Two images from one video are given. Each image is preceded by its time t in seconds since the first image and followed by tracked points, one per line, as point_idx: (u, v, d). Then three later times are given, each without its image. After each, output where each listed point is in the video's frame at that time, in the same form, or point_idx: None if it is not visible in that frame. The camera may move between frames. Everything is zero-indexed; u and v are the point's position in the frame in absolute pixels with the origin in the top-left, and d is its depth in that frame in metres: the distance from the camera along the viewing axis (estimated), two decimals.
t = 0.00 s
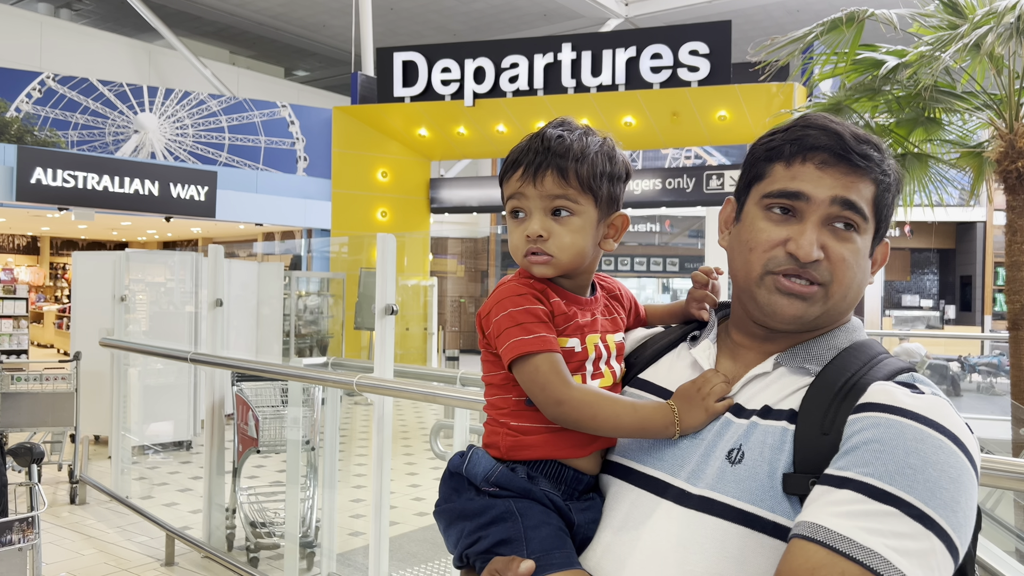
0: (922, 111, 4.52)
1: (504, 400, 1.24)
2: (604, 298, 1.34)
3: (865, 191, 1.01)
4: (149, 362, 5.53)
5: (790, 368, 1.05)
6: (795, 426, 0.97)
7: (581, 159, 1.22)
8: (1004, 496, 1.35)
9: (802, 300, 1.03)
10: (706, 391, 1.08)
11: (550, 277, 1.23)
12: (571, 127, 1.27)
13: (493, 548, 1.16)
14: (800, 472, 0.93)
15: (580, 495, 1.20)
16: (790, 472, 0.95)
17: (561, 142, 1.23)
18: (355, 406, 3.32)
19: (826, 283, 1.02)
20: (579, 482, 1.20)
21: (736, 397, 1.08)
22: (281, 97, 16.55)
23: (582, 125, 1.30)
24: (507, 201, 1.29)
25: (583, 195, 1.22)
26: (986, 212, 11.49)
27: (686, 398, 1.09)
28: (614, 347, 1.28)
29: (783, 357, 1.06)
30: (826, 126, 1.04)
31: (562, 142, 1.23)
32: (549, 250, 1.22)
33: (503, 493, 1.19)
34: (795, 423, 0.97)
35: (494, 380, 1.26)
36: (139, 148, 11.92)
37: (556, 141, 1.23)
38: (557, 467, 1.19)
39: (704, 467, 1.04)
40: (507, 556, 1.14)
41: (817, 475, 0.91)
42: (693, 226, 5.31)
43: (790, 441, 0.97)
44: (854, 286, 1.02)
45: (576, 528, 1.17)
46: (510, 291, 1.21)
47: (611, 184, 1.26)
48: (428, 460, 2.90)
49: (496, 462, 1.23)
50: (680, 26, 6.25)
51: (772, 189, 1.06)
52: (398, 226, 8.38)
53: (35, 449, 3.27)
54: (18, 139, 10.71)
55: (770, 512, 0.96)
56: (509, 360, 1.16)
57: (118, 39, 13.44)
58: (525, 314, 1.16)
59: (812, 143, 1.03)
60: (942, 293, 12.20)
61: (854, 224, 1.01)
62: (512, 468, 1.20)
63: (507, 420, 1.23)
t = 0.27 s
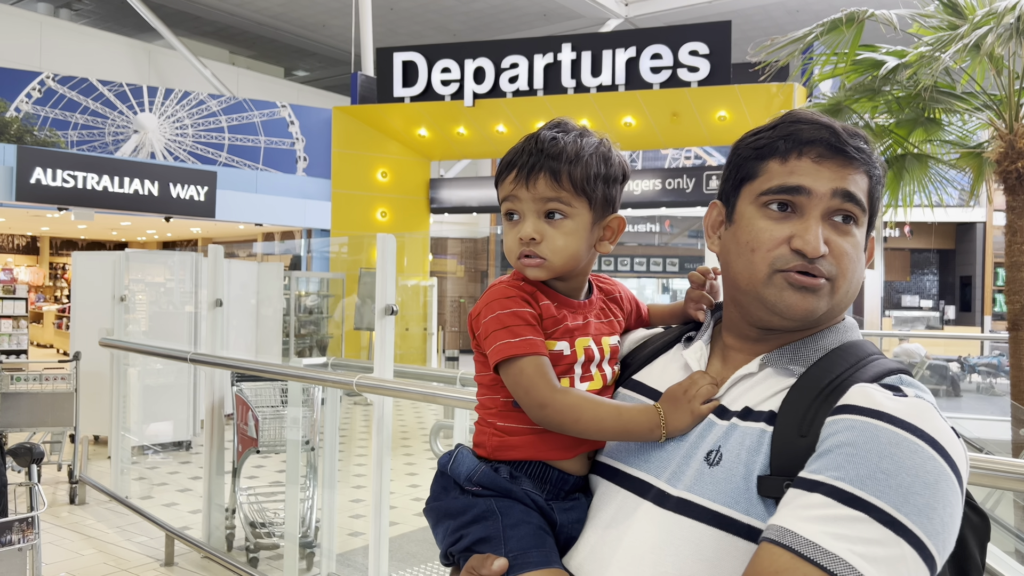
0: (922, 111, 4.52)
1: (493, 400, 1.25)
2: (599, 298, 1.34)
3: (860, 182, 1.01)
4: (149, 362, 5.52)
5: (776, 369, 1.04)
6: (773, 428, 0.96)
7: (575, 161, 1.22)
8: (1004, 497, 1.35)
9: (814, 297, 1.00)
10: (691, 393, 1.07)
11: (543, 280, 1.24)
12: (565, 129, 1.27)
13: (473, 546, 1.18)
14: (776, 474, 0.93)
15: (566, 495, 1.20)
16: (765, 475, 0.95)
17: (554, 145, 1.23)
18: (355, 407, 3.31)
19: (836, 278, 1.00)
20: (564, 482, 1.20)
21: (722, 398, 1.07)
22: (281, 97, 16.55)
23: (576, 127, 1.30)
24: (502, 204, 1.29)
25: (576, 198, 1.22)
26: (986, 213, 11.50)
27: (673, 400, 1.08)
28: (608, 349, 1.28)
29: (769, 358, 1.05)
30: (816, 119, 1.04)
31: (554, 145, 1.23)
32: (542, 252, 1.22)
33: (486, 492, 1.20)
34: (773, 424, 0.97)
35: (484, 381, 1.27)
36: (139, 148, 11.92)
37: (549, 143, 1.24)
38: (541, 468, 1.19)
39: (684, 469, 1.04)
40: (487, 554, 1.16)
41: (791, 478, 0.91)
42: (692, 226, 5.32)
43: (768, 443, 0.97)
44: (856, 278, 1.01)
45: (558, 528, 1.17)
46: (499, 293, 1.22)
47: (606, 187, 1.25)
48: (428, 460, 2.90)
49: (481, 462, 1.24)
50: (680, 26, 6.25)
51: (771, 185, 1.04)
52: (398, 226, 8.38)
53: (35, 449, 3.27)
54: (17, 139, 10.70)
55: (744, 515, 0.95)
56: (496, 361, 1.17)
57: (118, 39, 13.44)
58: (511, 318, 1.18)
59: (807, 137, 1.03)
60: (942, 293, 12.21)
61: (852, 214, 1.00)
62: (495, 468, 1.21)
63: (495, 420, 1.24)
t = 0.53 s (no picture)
0: (922, 112, 4.52)
1: (491, 402, 1.26)
2: (598, 301, 1.34)
3: (852, 177, 1.01)
4: (149, 362, 5.52)
5: (765, 369, 1.04)
6: (752, 428, 0.96)
7: (570, 166, 1.23)
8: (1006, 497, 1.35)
9: (799, 293, 1.00)
10: (680, 395, 1.07)
11: (538, 283, 1.24)
12: (561, 135, 1.28)
13: (468, 544, 1.20)
14: (754, 475, 0.92)
15: (563, 496, 1.20)
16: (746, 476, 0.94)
17: (549, 151, 1.24)
18: (356, 407, 3.32)
19: (823, 276, 0.99)
20: (562, 484, 1.20)
21: (712, 400, 1.07)
22: (281, 98, 16.55)
23: (573, 133, 1.31)
24: (500, 210, 1.30)
25: (571, 202, 1.23)
26: (986, 214, 11.50)
27: (664, 401, 1.08)
28: (606, 352, 1.28)
29: (758, 358, 1.05)
30: (808, 115, 1.04)
31: (550, 149, 1.24)
32: (537, 256, 1.23)
33: (482, 493, 1.22)
34: (752, 425, 0.97)
35: (482, 385, 1.28)
36: (139, 148, 11.92)
37: (545, 148, 1.25)
38: (537, 469, 1.19)
39: (671, 470, 1.04)
40: (480, 552, 1.17)
41: (766, 477, 0.91)
42: (692, 227, 5.33)
43: (747, 443, 0.97)
44: (848, 277, 1.00)
45: (553, 529, 1.17)
46: (493, 299, 1.24)
47: (602, 191, 1.25)
48: (428, 461, 2.90)
49: (479, 462, 1.26)
50: (680, 27, 6.25)
51: (759, 181, 1.05)
52: (398, 227, 8.38)
53: (36, 449, 3.26)
54: (18, 140, 10.70)
55: (723, 515, 0.95)
56: (490, 365, 1.19)
57: (119, 40, 13.45)
58: (502, 322, 1.19)
59: (796, 133, 1.03)
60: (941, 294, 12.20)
61: (844, 213, 1.00)
62: (492, 469, 1.22)
63: (493, 422, 1.25)
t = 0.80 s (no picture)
0: (922, 114, 4.53)
1: (502, 406, 1.27)
2: (608, 304, 1.33)
3: (842, 170, 1.00)
4: (150, 363, 5.53)
5: (765, 369, 1.03)
6: (745, 429, 0.96)
7: (571, 171, 1.23)
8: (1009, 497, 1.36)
9: (781, 284, 1.01)
10: (681, 396, 1.07)
11: (543, 287, 1.25)
12: (565, 140, 1.29)
13: (476, 544, 1.20)
14: (744, 477, 0.92)
15: (572, 498, 1.20)
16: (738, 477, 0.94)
17: (551, 156, 1.25)
18: (356, 409, 3.32)
19: (805, 269, 1.00)
20: (570, 486, 1.19)
21: (712, 402, 1.06)
22: (282, 100, 16.56)
23: (578, 138, 1.32)
24: (506, 215, 1.31)
25: (573, 206, 1.23)
26: (987, 216, 11.50)
27: (666, 403, 1.08)
28: (614, 354, 1.27)
29: (757, 359, 1.04)
30: (799, 108, 1.05)
31: (553, 154, 1.25)
32: (541, 259, 1.23)
33: (490, 494, 1.22)
34: (743, 426, 0.97)
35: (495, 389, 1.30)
36: (140, 150, 11.93)
37: (548, 153, 1.26)
38: (545, 471, 1.20)
39: (669, 472, 1.04)
40: (487, 553, 1.17)
41: (756, 479, 0.91)
42: (693, 228, 5.32)
43: (740, 444, 0.96)
44: (835, 271, 1.00)
45: (559, 531, 1.17)
46: (499, 304, 1.25)
47: (606, 196, 1.25)
48: (428, 463, 2.90)
49: (489, 464, 1.27)
50: (681, 29, 6.26)
51: (746, 174, 1.06)
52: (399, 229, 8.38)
53: (37, 451, 3.26)
54: (18, 141, 10.71)
55: (715, 517, 0.95)
56: (496, 369, 1.20)
57: (120, 41, 13.46)
58: (507, 326, 1.20)
59: (783, 126, 1.04)
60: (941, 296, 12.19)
61: (831, 206, 0.99)
62: (500, 470, 1.23)
63: (503, 425, 1.26)
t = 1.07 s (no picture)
0: (924, 116, 4.53)
1: (512, 416, 1.28)
2: (616, 312, 1.33)
3: (836, 171, 1.00)
4: (150, 365, 5.54)
5: (767, 374, 1.03)
6: (744, 434, 0.96)
7: (580, 183, 1.24)
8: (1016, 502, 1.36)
9: (769, 287, 1.01)
10: (686, 403, 1.07)
11: (550, 297, 1.26)
12: (575, 153, 1.30)
13: (486, 554, 1.20)
14: (744, 482, 0.92)
15: (580, 506, 1.19)
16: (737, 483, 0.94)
17: (560, 167, 1.25)
18: (356, 410, 3.27)
19: (796, 271, 1.00)
20: (579, 494, 1.19)
21: (716, 408, 1.06)
22: (283, 101, 16.58)
23: (588, 150, 1.32)
24: (515, 224, 1.32)
25: (582, 217, 1.24)
26: (988, 218, 11.50)
27: (671, 411, 1.08)
28: (623, 364, 1.26)
29: (759, 364, 1.05)
30: (795, 111, 1.05)
31: (562, 166, 1.26)
32: (550, 270, 1.24)
33: (500, 504, 1.23)
34: (744, 431, 0.96)
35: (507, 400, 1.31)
36: (141, 151, 11.94)
37: (556, 165, 1.26)
38: (554, 480, 1.20)
39: (673, 480, 1.04)
40: (495, 562, 1.18)
41: (755, 484, 0.91)
42: (694, 230, 5.31)
43: (740, 451, 0.96)
44: (829, 273, 1.00)
45: (569, 540, 1.17)
46: (506, 316, 1.26)
47: (614, 208, 1.26)
48: (429, 466, 2.90)
49: (500, 473, 1.28)
50: (681, 31, 6.26)
51: (739, 177, 1.07)
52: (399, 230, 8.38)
53: (38, 451, 3.26)
54: (19, 142, 10.72)
55: (716, 524, 0.95)
56: (504, 381, 1.21)
57: (121, 43, 13.48)
58: (513, 337, 1.21)
59: (777, 128, 1.05)
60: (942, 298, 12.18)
61: (824, 207, 0.99)
62: (510, 480, 1.24)
63: (513, 435, 1.27)
